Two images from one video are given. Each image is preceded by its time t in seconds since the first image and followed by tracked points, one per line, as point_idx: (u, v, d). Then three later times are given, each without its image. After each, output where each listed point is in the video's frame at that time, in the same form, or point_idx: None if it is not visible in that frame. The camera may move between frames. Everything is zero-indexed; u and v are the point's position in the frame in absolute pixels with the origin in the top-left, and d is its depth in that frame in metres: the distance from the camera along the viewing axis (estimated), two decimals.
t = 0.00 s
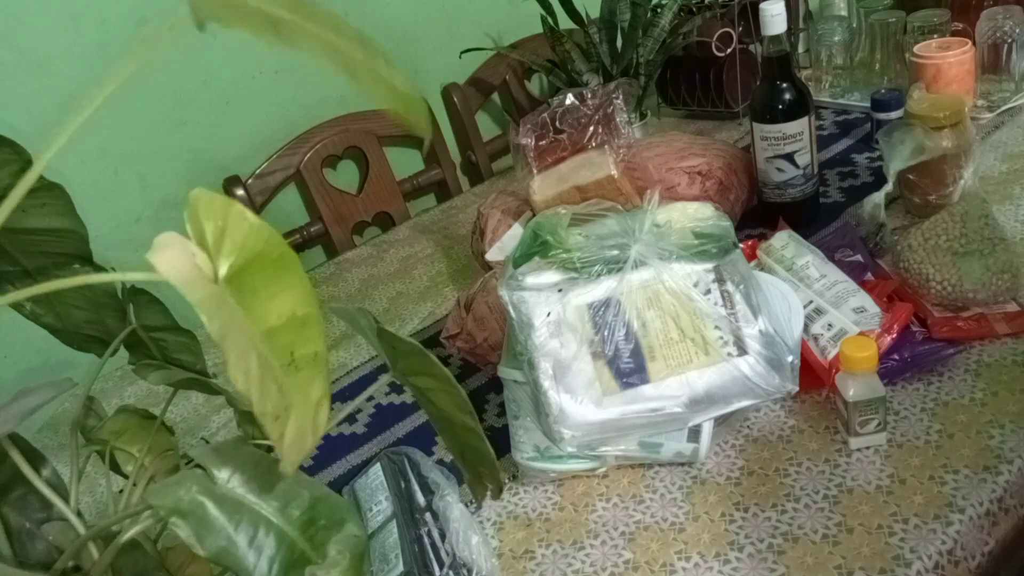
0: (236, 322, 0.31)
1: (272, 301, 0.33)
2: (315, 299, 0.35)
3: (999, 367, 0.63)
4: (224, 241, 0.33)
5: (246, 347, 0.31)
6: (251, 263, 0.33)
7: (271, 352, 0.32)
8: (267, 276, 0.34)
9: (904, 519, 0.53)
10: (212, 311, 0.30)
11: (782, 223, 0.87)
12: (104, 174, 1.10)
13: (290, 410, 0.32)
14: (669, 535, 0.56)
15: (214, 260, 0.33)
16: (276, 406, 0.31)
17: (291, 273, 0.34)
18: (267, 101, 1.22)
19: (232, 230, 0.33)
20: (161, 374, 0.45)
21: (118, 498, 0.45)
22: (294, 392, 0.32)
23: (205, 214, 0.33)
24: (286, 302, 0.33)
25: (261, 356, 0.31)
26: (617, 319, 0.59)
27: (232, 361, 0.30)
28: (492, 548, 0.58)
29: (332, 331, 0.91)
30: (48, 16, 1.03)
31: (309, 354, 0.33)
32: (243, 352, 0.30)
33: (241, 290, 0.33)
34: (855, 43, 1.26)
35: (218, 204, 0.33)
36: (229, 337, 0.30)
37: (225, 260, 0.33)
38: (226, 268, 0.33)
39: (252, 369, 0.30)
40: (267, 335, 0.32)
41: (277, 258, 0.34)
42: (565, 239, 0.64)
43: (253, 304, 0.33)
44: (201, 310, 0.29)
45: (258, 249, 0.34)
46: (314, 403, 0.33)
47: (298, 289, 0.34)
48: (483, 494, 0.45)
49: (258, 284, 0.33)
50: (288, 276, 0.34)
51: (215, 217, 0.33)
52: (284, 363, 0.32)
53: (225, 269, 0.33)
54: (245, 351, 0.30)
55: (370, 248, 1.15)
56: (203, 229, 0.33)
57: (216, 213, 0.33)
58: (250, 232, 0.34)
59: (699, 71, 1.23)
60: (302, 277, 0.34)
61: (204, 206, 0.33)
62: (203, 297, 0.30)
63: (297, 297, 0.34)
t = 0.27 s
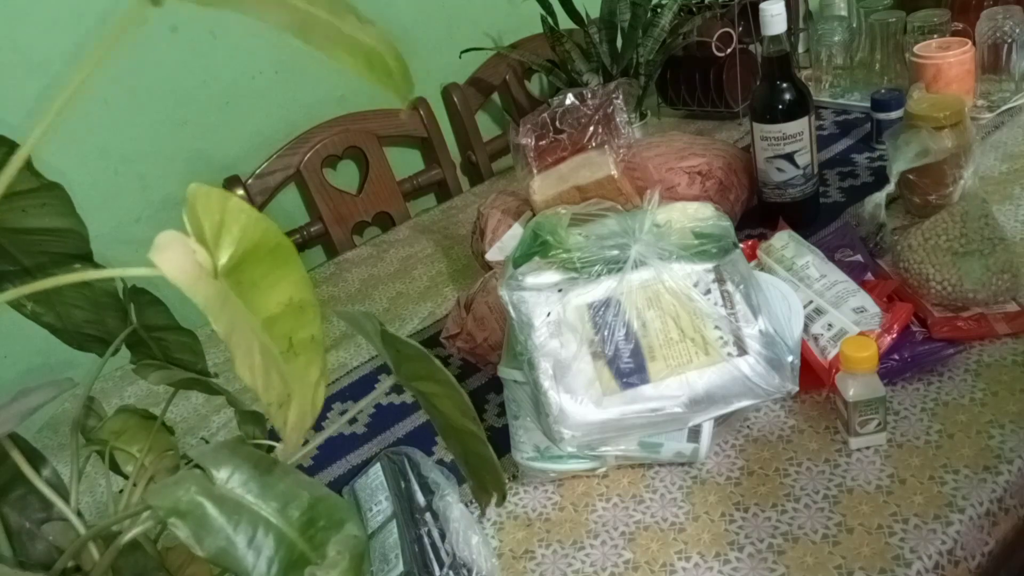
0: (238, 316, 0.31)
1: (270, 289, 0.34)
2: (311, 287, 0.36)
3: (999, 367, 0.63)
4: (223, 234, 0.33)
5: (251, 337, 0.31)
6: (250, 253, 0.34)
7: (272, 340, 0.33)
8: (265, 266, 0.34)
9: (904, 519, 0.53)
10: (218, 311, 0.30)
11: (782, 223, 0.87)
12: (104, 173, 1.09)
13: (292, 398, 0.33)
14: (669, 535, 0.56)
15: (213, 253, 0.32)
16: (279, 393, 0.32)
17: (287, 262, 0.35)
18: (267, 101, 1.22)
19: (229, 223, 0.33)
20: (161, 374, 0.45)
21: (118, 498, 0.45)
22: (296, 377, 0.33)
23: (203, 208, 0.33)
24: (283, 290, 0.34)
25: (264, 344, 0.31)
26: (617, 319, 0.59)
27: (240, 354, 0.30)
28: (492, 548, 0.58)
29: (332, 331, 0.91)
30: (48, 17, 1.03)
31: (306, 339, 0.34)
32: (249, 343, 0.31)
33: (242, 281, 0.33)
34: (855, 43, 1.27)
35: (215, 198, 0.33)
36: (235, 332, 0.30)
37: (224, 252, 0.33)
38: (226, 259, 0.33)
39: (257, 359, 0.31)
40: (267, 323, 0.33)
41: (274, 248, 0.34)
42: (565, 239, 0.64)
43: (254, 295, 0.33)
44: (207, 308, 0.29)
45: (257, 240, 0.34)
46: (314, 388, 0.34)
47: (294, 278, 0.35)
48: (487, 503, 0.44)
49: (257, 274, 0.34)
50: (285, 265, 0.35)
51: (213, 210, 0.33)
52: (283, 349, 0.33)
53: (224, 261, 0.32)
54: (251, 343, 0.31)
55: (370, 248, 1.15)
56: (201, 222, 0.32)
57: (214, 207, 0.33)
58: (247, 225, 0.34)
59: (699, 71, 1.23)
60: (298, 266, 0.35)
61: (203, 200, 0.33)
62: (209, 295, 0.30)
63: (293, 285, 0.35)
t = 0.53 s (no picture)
0: (237, 309, 0.31)
1: (270, 286, 0.33)
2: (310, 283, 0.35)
3: (999, 367, 0.63)
4: (220, 230, 0.33)
5: (249, 333, 0.31)
6: (247, 250, 0.33)
7: (271, 336, 0.32)
8: (263, 262, 0.33)
9: (904, 519, 0.53)
10: (217, 302, 0.30)
11: (782, 223, 0.87)
12: (104, 173, 1.09)
13: (292, 393, 0.32)
14: (669, 535, 0.56)
15: (211, 248, 0.32)
16: (280, 388, 0.32)
17: (286, 258, 0.34)
18: (267, 101, 1.22)
19: (227, 219, 0.33)
20: (162, 374, 0.45)
21: (118, 498, 0.44)
22: (297, 374, 0.32)
23: (200, 204, 0.33)
24: (283, 286, 0.34)
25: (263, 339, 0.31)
26: (617, 319, 0.59)
27: (240, 348, 0.31)
28: (492, 548, 0.58)
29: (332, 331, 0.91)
30: (49, 17, 1.03)
31: (307, 336, 0.34)
32: (247, 339, 0.31)
33: (241, 278, 0.33)
34: (855, 43, 1.27)
35: (212, 194, 0.33)
36: (234, 324, 0.30)
37: (222, 247, 0.33)
38: (224, 255, 0.33)
39: (257, 354, 0.31)
40: (266, 320, 0.32)
41: (273, 244, 0.34)
42: (565, 239, 0.64)
43: (252, 292, 0.33)
44: (205, 300, 0.29)
45: (255, 235, 0.34)
46: (315, 383, 0.33)
47: (294, 274, 0.34)
48: (495, 501, 0.44)
49: (255, 270, 0.33)
50: (284, 261, 0.34)
51: (210, 207, 0.33)
52: (283, 347, 0.32)
53: (222, 257, 0.33)
54: (249, 337, 0.31)
55: (370, 248, 1.15)
56: (199, 218, 0.33)
57: (212, 203, 0.33)
58: (244, 221, 0.34)
59: (699, 71, 1.23)
60: (297, 262, 0.34)
61: (200, 196, 0.33)
62: (206, 288, 0.30)
63: (293, 281, 0.34)
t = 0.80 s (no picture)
0: (239, 308, 0.30)
1: (272, 289, 0.33)
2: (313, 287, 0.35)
3: (999, 367, 0.63)
4: (222, 231, 0.33)
5: (251, 333, 0.31)
6: (250, 253, 0.33)
7: (274, 338, 0.32)
8: (265, 265, 0.33)
9: (904, 519, 0.53)
10: (216, 299, 0.30)
11: (782, 223, 0.87)
12: (104, 173, 1.10)
13: (297, 396, 0.32)
14: (669, 535, 0.56)
15: (213, 250, 0.32)
16: (285, 391, 0.31)
17: (289, 262, 0.34)
18: (267, 101, 1.21)
19: (228, 221, 0.33)
20: (162, 374, 0.45)
21: (118, 498, 0.44)
22: (301, 378, 0.32)
23: (202, 206, 0.33)
24: (286, 290, 0.34)
25: (267, 341, 0.31)
26: (617, 319, 0.59)
27: (242, 347, 0.30)
28: (492, 548, 0.58)
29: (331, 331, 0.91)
30: (49, 17, 1.03)
31: (311, 340, 0.33)
32: (250, 338, 0.30)
33: (242, 280, 0.33)
34: (855, 43, 1.27)
35: (214, 196, 0.33)
36: (235, 322, 0.30)
37: (223, 249, 0.33)
38: (225, 257, 0.33)
39: (259, 355, 0.31)
40: (269, 323, 0.32)
41: (276, 247, 0.34)
42: (566, 239, 0.64)
43: (253, 294, 0.33)
44: (206, 297, 0.29)
45: (258, 239, 0.34)
46: (319, 387, 0.33)
47: (297, 278, 0.34)
48: (490, 502, 0.44)
49: (257, 273, 0.33)
50: (287, 265, 0.34)
51: (212, 208, 0.33)
52: (287, 350, 0.32)
53: (224, 259, 0.33)
54: (252, 337, 0.30)
55: (370, 247, 1.15)
56: (200, 220, 0.33)
57: (214, 205, 0.34)
58: (246, 223, 0.34)
59: (699, 71, 1.23)
60: (301, 266, 0.35)
61: (202, 198, 0.33)
62: (207, 285, 0.30)
63: (295, 285, 0.34)
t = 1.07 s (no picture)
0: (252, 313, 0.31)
1: (277, 292, 0.34)
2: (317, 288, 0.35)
3: (999, 367, 0.63)
4: (232, 236, 0.33)
5: (260, 335, 0.31)
6: (258, 257, 0.33)
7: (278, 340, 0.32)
8: (272, 269, 0.34)
9: (904, 519, 0.53)
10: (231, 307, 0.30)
11: (782, 223, 0.87)
12: (105, 173, 1.10)
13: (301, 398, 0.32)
14: (669, 535, 0.56)
15: (224, 255, 0.33)
16: (292, 389, 0.31)
17: (295, 265, 0.34)
18: (267, 101, 1.21)
19: (238, 228, 0.33)
20: (163, 374, 0.45)
21: (118, 498, 0.44)
22: (303, 381, 0.32)
23: (213, 212, 0.33)
24: (291, 293, 0.34)
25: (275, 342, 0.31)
26: (617, 319, 0.59)
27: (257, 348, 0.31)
28: (492, 548, 0.58)
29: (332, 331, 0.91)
30: (49, 17, 1.03)
31: (313, 343, 0.33)
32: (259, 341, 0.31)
33: (249, 284, 0.33)
34: (855, 43, 1.27)
35: (222, 202, 0.33)
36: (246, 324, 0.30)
37: (234, 254, 0.33)
38: (236, 261, 0.33)
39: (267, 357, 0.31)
40: (274, 326, 0.33)
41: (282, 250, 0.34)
42: (565, 239, 0.64)
43: (259, 297, 0.33)
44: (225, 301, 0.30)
45: (265, 242, 0.34)
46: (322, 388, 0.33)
47: (303, 282, 0.34)
48: (484, 480, 0.45)
49: (264, 276, 0.33)
50: (292, 267, 0.34)
51: (222, 215, 0.33)
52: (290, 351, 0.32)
53: (235, 263, 0.33)
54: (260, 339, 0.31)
55: (370, 247, 1.15)
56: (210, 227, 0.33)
57: (224, 210, 0.33)
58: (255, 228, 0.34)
59: (699, 70, 1.23)
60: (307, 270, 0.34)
61: (211, 203, 0.33)
62: (223, 292, 0.31)
63: (300, 288, 0.34)
